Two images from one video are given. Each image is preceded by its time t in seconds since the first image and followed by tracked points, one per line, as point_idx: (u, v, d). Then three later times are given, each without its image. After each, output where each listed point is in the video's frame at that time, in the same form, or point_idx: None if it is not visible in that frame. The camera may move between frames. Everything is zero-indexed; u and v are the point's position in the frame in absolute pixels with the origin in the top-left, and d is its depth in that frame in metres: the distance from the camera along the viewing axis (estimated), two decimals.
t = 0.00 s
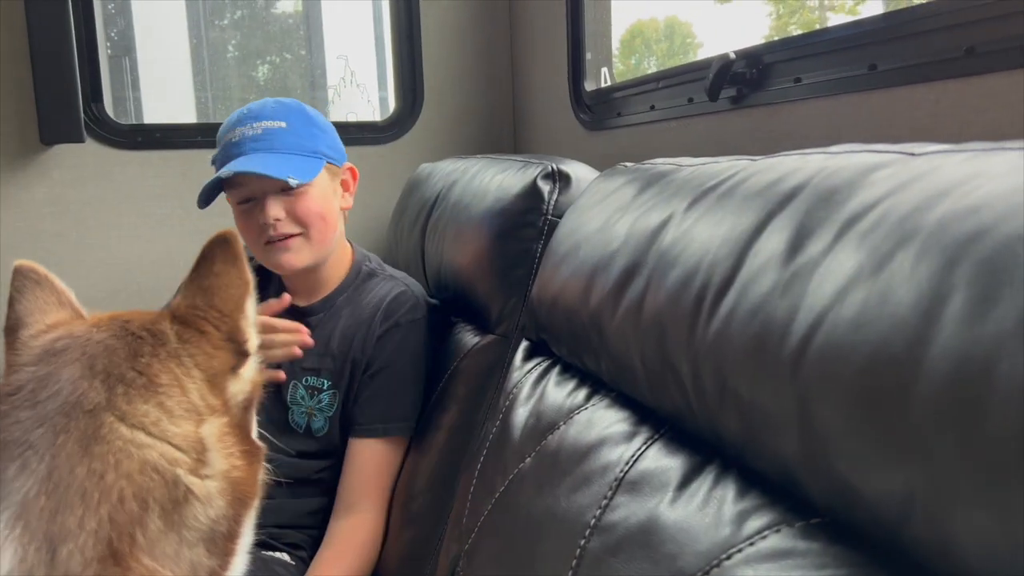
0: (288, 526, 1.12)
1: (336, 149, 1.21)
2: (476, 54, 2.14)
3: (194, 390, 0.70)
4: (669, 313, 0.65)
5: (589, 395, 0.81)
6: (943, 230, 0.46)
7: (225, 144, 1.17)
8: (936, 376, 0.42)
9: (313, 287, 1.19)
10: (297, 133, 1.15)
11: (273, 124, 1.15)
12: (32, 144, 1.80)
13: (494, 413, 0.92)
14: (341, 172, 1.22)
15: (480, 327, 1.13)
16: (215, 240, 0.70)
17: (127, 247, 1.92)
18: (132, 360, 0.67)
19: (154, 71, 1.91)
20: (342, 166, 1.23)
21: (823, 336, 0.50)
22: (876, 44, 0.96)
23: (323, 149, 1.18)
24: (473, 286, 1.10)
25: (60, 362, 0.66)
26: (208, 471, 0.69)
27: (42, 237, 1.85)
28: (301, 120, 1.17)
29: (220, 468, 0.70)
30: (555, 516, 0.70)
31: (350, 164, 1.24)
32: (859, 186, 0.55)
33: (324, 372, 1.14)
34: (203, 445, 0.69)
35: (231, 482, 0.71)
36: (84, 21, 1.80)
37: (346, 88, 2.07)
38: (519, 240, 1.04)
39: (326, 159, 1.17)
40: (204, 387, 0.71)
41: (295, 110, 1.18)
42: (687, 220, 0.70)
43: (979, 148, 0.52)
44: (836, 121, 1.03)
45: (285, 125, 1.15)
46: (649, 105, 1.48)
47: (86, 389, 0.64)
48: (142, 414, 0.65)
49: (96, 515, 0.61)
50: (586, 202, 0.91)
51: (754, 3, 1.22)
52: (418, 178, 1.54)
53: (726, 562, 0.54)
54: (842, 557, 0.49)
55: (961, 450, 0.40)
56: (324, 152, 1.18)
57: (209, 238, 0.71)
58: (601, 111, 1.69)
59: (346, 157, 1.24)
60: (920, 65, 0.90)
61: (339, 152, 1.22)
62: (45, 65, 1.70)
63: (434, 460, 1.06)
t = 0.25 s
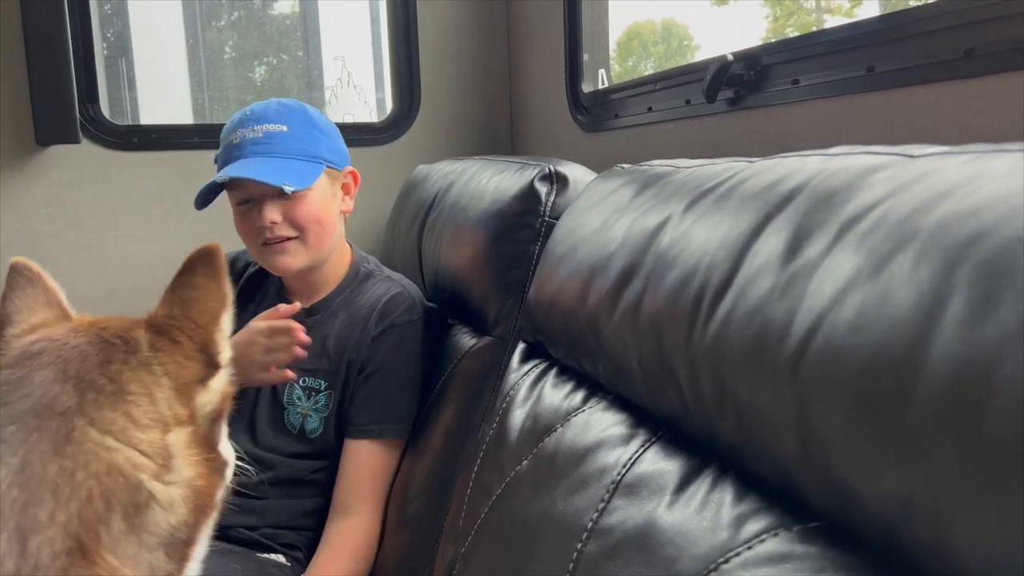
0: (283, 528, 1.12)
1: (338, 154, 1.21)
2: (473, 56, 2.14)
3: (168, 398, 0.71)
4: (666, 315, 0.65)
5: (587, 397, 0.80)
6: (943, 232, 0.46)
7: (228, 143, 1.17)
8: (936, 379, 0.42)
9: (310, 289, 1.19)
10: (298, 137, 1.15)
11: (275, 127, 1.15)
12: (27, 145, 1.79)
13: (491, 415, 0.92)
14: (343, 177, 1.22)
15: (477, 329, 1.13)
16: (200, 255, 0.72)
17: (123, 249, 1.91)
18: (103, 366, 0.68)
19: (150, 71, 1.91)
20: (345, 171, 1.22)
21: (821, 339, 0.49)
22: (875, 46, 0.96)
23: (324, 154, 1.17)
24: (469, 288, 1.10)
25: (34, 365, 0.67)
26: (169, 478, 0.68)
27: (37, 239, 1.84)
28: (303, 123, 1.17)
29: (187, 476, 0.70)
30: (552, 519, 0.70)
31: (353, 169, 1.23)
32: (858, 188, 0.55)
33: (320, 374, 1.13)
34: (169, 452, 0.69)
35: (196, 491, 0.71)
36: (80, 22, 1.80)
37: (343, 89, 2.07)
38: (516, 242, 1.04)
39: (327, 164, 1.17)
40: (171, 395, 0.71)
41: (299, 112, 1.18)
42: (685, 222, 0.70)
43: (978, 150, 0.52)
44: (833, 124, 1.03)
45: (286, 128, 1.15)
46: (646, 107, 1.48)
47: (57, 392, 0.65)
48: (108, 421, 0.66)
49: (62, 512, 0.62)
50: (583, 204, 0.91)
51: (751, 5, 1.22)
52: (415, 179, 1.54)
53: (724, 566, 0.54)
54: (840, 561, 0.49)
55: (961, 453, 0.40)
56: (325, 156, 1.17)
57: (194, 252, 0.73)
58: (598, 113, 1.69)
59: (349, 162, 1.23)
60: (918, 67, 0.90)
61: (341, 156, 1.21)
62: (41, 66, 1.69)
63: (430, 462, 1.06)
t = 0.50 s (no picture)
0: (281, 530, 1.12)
1: (331, 162, 1.19)
2: (472, 57, 2.14)
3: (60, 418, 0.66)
4: (664, 317, 0.65)
5: (584, 398, 0.80)
6: (940, 234, 0.46)
7: (217, 160, 1.17)
8: (933, 381, 0.42)
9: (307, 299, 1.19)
10: (285, 152, 1.14)
11: (261, 144, 1.14)
12: (26, 146, 1.79)
13: (489, 416, 0.92)
14: (337, 185, 1.20)
15: (475, 330, 1.13)
16: None
17: (121, 250, 1.91)
18: None
19: (149, 72, 1.91)
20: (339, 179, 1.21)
21: (818, 341, 0.49)
22: (873, 48, 0.96)
23: (314, 166, 1.16)
24: (468, 290, 1.10)
25: None
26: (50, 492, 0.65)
27: (36, 240, 1.84)
28: (291, 135, 1.16)
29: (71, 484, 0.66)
30: (550, 521, 0.70)
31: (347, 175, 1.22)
32: (855, 190, 0.55)
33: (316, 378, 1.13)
34: (47, 462, 0.64)
35: (87, 489, 0.67)
36: (80, 22, 1.80)
37: (342, 90, 2.07)
38: (513, 243, 1.04)
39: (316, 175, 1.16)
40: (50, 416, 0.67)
41: (287, 122, 1.16)
42: (683, 224, 0.70)
43: (975, 152, 0.52)
44: (831, 125, 1.03)
45: (273, 143, 1.14)
46: (644, 108, 1.48)
47: None
48: None
49: None
50: (581, 205, 0.91)
51: (750, 6, 1.22)
52: (413, 180, 1.54)
53: (721, 567, 0.54)
54: (838, 562, 0.49)
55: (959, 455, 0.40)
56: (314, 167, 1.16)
57: None
58: (597, 115, 1.69)
59: (343, 168, 1.21)
60: (916, 69, 0.90)
61: (333, 164, 1.20)
62: (39, 67, 1.69)
63: (429, 463, 1.06)
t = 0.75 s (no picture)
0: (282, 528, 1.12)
1: (333, 166, 1.20)
2: (473, 58, 2.14)
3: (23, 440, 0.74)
4: (665, 316, 0.65)
5: (586, 398, 0.80)
6: (940, 234, 0.46)
7: (220, 163, 1.17)
8: (934, 381, 0.42)
9: (308, 305, 1.18)
10: (288, 156, 1.14)
11: (265, 148, 1.14)
12: (28, 146, 1.79)
13: (490, 416, 0.92)
14: (340, 189, 1.20)
15: (477, 331, 1.13)
16: None
17: (123, 250, 1.91)
18: None
19: (151, 73, 1.91)
20: (342, 183, 1.21)
21: (819, 341, 0.50)
22: (873, 48, 0.96)
23: (317, 171, 1.16)
24: (469, 290, 1.10)
25: None
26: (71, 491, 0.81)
27: (37, 240, 1.84)
28: (295, 139, 1.16)
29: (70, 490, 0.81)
30: (551, 520, 0.70)
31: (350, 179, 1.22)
32: (855, 190, 0.56)
33: (319, 382, 1.13)
34: None
35: None
36: (81, 23, 1.80)
37: (343, 91, 2.07)
38: (515, 244, 1.04)
39: (319, 179, 1.16)
40: (5, 434, 0.72)
41: (290, 126, 1.16)
42: (684, 224, 0.70)
43: (975, 152, 0.52)
44: (832, 126, 1.03)
45: (277, 147, 1.14)
46: (645, 108, 1.48)
47: None
48: None
49: None
50: (582, 205, 0.91)
51: (750, 6, 1.22)
52: (415, 181, 1.54)
53: (722, 566, 0.54)
54: (839, 561, 0.49)
55: (960, 454, 0.40)
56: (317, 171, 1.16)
57: None
58: (597, 115, 1.69)
59: (345, 173, 1.22)
60: (916, 69, 0.90)
61: (336, 169, 1.20)
62: (41, 67, 1.70)
63: (430, 463, 1.06)
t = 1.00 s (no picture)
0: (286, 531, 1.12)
1: (328, 164, 1.20)
2: (476, 57, 2.15)
3: None
4: (667, 315, 0.65)
5: (588, 397, 0.80)
6: (942, 233, 0.46)
7: (214, 164, 1.17)
8: (935, 380, 0.42)
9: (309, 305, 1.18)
10: (281, 154, 1.14)
11: (256, 147, 1.14)
12: (32, 146, 1.80)
13: (492, 415, 0.92)
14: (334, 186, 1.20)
15: (480, 330, 1.13)
16: None
17: (127, 250, 1.92)
18: None
19: (154, 73, 1.92)
20: (336, 181, 1.21)
21: (821, 340, 0.50)
22: (875, 47, 0.96)
23: (310, 168, 1.16)
24: (471, 289, 1.10)
25: None
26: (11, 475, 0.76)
27: (41, 240, 1.85)
28: (287, 137, 1.16)
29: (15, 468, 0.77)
30: (553, 519, 0.70)
31: (345, 177, 1.22)
32: (857, 189, 0.56)
33: (322, 387, 1.14)
34: None
35: None
36: (85, 23, 1.80)
37: (346, 90, 2.07)
38: (517, 243, 1.04)
39: (312, 177, 1.16)
40: None
41: (282, 124, 1.16)
42: (686, 223, 0.70)
43: (977, 150, 0.52)
44: (834, 125, 1.03)
45: (268, 146, 1.14)
46: (648, 108, 1.48)
47: None
48: None
49: None
50: (585, 204, 0.92)
51: (753, 5, 1.22)
52: (418, 180, 1.54)
53: (724, 564, 0.54)
54: (841, 560, 0.49)
55: (962, 453, 0.40)
56: (310, 170, 1.16)
57: None
58: (600, 115, 1.69)
59: (340, 171, 1.22)
60: (918, 68, 0.90)
61: (330, 166, 1.20)
62: (45, 67, 1.70)
63: (433, 463, 1.06)
